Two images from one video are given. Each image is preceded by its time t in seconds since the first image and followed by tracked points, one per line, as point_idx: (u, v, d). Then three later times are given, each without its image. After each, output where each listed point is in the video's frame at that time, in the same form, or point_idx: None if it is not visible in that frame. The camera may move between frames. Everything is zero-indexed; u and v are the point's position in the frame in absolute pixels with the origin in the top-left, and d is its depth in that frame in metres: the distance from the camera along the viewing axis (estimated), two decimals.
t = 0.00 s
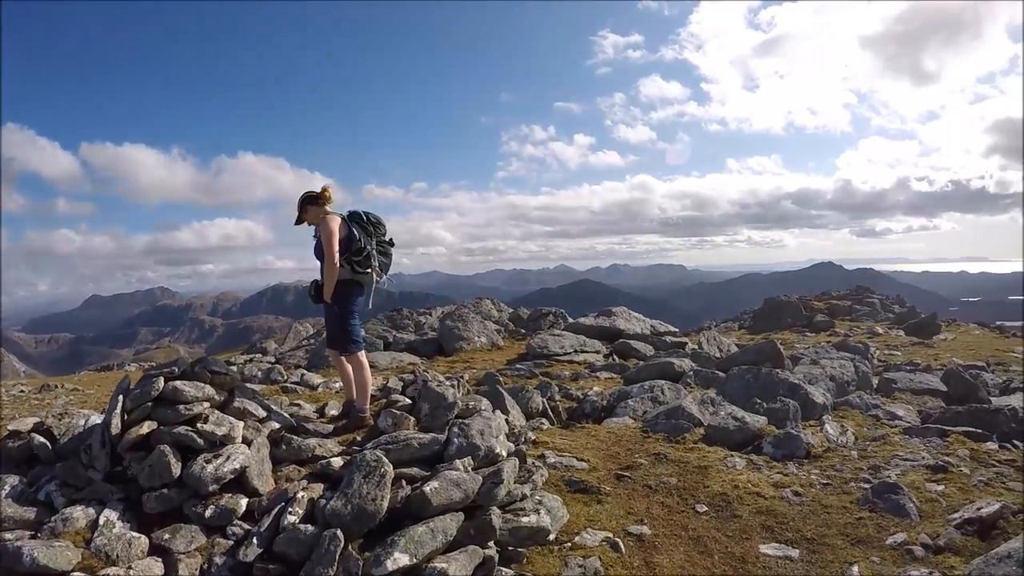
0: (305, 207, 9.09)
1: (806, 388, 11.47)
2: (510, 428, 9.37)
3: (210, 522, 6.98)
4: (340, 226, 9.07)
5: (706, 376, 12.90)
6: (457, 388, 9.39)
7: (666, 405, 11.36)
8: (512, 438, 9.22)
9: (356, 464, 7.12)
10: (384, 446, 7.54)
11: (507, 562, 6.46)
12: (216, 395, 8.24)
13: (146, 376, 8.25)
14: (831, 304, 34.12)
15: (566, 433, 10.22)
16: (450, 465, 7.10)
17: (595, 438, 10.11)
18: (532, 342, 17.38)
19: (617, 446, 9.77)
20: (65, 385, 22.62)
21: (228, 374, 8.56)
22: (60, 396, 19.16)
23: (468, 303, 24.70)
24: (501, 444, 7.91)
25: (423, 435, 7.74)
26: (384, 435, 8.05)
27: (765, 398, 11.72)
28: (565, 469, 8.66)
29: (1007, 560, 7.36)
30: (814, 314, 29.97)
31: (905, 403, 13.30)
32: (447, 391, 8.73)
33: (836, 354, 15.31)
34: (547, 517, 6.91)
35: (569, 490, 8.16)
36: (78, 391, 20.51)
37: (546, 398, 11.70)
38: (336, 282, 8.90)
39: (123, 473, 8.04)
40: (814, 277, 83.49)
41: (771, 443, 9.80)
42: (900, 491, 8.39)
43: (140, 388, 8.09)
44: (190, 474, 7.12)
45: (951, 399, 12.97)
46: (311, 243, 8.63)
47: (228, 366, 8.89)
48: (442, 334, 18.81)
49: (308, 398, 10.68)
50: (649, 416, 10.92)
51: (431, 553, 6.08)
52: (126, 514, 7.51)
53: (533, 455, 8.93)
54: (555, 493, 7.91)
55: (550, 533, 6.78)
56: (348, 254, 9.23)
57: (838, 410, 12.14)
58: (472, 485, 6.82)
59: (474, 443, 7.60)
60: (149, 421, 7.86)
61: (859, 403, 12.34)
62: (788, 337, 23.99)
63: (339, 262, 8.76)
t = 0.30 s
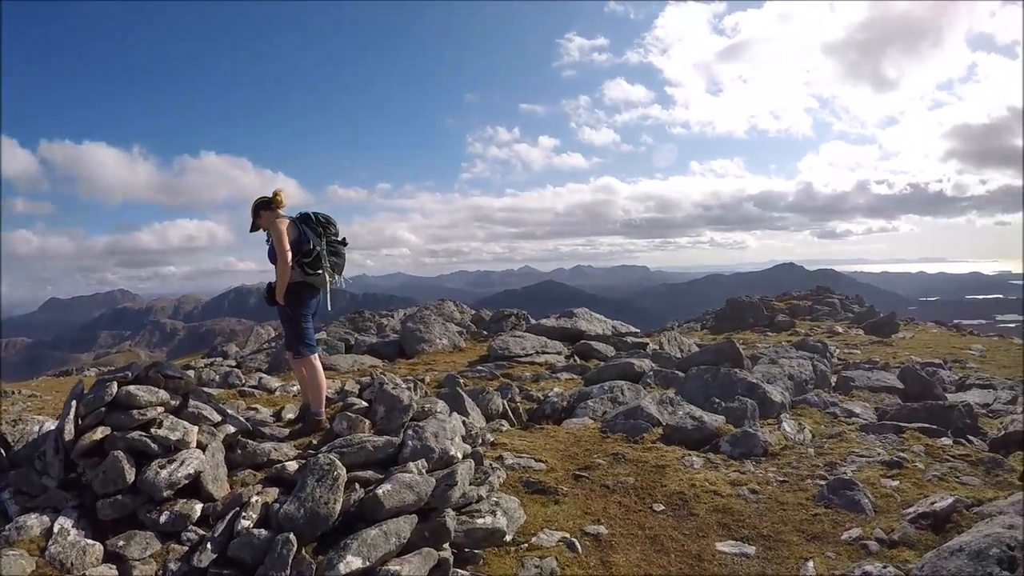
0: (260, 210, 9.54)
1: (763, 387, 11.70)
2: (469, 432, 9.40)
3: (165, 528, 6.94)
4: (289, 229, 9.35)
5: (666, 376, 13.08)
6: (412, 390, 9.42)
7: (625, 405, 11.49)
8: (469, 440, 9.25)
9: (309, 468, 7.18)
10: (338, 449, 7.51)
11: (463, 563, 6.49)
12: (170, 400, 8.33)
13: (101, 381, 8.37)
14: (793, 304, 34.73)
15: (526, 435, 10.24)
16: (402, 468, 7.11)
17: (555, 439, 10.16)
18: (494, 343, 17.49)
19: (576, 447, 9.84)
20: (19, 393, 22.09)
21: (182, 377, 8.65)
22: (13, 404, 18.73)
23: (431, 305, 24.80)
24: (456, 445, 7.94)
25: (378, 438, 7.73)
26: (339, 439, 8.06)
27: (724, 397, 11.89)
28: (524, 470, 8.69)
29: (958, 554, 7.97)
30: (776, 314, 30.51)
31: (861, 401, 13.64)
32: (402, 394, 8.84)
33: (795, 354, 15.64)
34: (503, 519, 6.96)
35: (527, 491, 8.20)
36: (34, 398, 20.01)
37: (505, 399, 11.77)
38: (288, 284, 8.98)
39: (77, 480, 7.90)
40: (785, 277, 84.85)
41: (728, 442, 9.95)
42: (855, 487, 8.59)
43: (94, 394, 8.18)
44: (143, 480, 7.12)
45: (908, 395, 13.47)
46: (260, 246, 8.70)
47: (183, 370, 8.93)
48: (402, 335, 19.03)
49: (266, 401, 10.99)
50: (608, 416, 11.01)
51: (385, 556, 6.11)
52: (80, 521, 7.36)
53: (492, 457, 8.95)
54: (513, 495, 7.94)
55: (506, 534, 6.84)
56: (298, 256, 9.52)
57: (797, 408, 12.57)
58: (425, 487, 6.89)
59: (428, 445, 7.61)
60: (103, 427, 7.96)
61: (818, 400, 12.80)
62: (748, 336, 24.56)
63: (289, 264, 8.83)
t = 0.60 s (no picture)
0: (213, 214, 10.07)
1: (722, 386, 11.93)
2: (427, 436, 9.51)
3: (120, 534, 6.92)
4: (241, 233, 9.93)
5: (627, 377, 13.37)
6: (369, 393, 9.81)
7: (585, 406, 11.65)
8: (426, 443, 9.35)
9: (264, 472, 7.23)
10: (294, 453, 7.75)
11: (420, 565, 6.58)
12: (125, 404, 8.33)
13: (55, 387, 8.36)
14: (754, 304, 35.48)
15: (485, 437, 10.27)
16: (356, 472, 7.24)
17: (514, 440, 10.23)
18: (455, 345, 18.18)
19: (535, 448, 9.92)
20: None
21: (138, 382, 8.71)
22: None
23: (394, 308, 25.72)
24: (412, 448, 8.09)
25: (333, 441, 7.95)
26: (294, 442, 8.14)
27: (683, 397, 12.10)
28: (482, 471, 8.76)
29: (911, 549, 8.27)
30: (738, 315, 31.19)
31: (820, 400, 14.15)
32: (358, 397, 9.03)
33: (754, 354, 16.14)
34: (459, 521, 7.06)
35: (485, 492, 8.28)
36: None
37: (467, 402, 11.90)
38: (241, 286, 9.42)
39: (31, 488, 7.79)
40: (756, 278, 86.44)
41: (687, 442, 10.11)
42: (810, 485, 8.79)
43: (47, 400, 8.16)
44: (98, 486, 7.11)
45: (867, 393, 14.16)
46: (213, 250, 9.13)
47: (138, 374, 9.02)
48: (365, 338, 19.89)
49: (224, 405, 11.58)
50: (568, 417, 11.09)
51: (339, 559, 6.17)
52: (34, 529, 7.21)
53: (450, 459, 8.99)
54: (470, 496, 8.03)
55: (462, 535, 6.95)
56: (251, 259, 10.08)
57: (757, 407, 13.08)
58: (378, 490, 7.04)
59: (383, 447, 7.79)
60: (57, 433, 7.92)
61: (777, 399, 13.25)
62: (710, 336, 25.45)
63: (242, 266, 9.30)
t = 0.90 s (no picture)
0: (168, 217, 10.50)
1: (681, 386, 12.41)
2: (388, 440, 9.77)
3: (75, 541, 6.99)
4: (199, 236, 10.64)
5: (587, 377, 14.04)
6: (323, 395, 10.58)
7: (545, 406, 11.98)
8: (383, 445, 9.54)
9: (219, 475, 7.45)
10: (249, 456, 8.21)
11: (376, 568, 6.78)
12: (80, 409, 8.42)
13: (8, 394, 8.46)
14: (716, 304, 35.82)
15: (446, 439, 10.44)
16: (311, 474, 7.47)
17: (474, 441, 10.39)
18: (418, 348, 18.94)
19: (494, 449, 10.09)
20: None
21: (93, 387, 8.76)
22: None
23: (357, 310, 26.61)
24: (367, 450, 8.63)
25: (288, 444, 8.40)
26: (249, 446, 8.53)
27: (642, 397, 12.59)
28: (440, 473, 8.97)
29: (864, 543, 8.58)
30: (702, 315, 31.92)
31: (779, 398, 14.72)
32: (314, 401, 9.83)
33: (716, 354, 16.66)
34: (415, 523, 7.23)
35: (443, 494, 8.49)
36: None
37: (427, 405, 12.20)
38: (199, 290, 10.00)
39: None
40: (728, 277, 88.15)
41: (648, 441, 10.24)
42: (767, 482, 9.04)
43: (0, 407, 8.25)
44: (52, 492, 7.21)
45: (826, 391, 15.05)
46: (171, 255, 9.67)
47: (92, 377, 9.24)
48: (328, 340, 20.99)
49: (181, 409, 12.19)
50: (529, 419, 11.29)
51: (293, 562, 6.38)
52: None
53: (409, 462, 9.23)
54: (429, 499, 8.21)
55: (419, 537, 7.12)
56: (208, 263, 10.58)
57: (718, 405, 13.56)
58: (332, 492, 7.26)
59: (337, 449, 8.27)
60: (10, 439, 8.01)
61: (738, 398, 13.73)
62: (676, 336, 26.35)
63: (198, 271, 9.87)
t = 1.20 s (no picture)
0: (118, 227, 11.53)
1: (638, 388, 13.78)
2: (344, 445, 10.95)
3: (27, 550, 7.68)
4: (150, 242, 11.81)
5: (546, 380, 15.64)
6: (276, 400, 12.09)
7: (502, 408, 13.55)
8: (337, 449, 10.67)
9: (171, 482, 8.26)
10: (203, 460, 9.19)
11: (333, 570, 7.59)
12: (29, 417, 9.68)
13: None
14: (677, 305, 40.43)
15: (403, 443, 11.77)
16: (263, 479, 8.41)
17: (432, 445, 11.69)
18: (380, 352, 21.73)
19: (450, 452, 11.35)
20: None
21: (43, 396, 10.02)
22: None
23: (321, 313, 30.55)
24: (320, 453, 9.85)
25: (241, 449, 9.45)
26: (204, 451, 9.58)
27: (601, 397, 13.90)
28: (395, 476, 10.08)
29: (813, 539, 8.86)
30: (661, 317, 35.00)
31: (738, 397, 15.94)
32: (267, 405, 11.39)
33: (676, 356, 18.06)
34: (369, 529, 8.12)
35: (399, 497, 9.53)
36: None
37: (386, 408, 13.69)
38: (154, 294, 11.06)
39: None
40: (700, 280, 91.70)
41: (604, 442, 11.27)
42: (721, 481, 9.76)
43: None
44: (6, 502, 7.94)
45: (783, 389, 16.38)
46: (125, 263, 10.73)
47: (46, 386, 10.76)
48: (287, 345, 24.20)
49: (137, 416, 13.82)
50: (488, 422, 12.57)
51: (245, 565, 7.09)
52: None
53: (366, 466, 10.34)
54: (388, 501, 9.16)
55: (375, 539, 8.04)
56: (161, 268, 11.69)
57: (678, 405, 14.21)
58: (284, 496, 8.28)
59: (291, 453, 9.42)
60: None
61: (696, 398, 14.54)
62: (639, 339, 28.88)
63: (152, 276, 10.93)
